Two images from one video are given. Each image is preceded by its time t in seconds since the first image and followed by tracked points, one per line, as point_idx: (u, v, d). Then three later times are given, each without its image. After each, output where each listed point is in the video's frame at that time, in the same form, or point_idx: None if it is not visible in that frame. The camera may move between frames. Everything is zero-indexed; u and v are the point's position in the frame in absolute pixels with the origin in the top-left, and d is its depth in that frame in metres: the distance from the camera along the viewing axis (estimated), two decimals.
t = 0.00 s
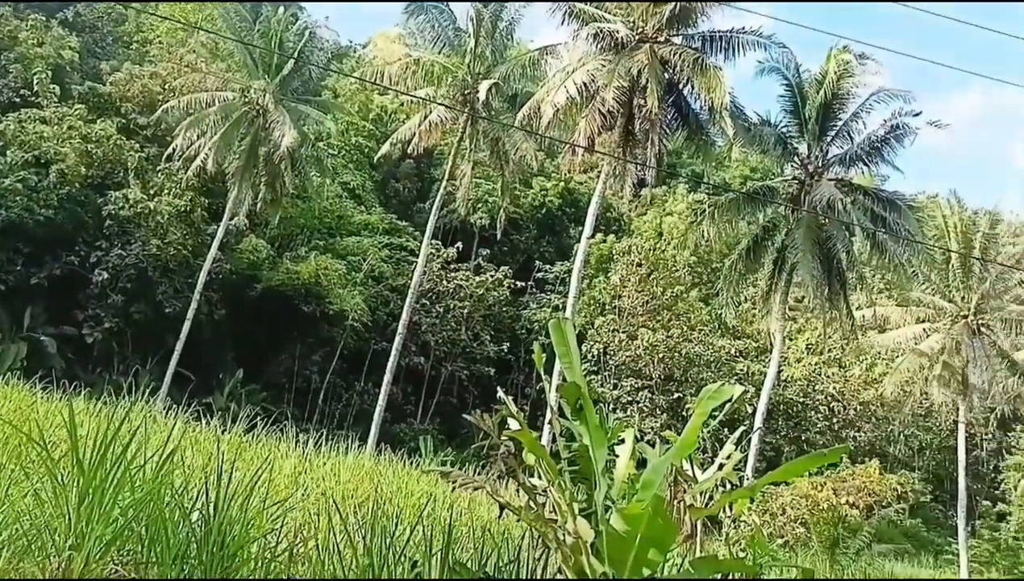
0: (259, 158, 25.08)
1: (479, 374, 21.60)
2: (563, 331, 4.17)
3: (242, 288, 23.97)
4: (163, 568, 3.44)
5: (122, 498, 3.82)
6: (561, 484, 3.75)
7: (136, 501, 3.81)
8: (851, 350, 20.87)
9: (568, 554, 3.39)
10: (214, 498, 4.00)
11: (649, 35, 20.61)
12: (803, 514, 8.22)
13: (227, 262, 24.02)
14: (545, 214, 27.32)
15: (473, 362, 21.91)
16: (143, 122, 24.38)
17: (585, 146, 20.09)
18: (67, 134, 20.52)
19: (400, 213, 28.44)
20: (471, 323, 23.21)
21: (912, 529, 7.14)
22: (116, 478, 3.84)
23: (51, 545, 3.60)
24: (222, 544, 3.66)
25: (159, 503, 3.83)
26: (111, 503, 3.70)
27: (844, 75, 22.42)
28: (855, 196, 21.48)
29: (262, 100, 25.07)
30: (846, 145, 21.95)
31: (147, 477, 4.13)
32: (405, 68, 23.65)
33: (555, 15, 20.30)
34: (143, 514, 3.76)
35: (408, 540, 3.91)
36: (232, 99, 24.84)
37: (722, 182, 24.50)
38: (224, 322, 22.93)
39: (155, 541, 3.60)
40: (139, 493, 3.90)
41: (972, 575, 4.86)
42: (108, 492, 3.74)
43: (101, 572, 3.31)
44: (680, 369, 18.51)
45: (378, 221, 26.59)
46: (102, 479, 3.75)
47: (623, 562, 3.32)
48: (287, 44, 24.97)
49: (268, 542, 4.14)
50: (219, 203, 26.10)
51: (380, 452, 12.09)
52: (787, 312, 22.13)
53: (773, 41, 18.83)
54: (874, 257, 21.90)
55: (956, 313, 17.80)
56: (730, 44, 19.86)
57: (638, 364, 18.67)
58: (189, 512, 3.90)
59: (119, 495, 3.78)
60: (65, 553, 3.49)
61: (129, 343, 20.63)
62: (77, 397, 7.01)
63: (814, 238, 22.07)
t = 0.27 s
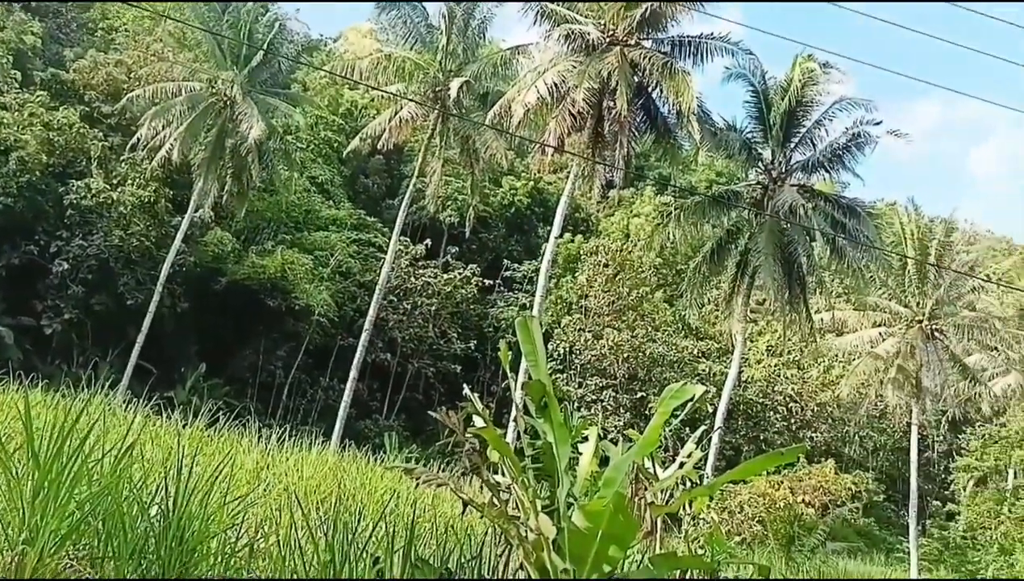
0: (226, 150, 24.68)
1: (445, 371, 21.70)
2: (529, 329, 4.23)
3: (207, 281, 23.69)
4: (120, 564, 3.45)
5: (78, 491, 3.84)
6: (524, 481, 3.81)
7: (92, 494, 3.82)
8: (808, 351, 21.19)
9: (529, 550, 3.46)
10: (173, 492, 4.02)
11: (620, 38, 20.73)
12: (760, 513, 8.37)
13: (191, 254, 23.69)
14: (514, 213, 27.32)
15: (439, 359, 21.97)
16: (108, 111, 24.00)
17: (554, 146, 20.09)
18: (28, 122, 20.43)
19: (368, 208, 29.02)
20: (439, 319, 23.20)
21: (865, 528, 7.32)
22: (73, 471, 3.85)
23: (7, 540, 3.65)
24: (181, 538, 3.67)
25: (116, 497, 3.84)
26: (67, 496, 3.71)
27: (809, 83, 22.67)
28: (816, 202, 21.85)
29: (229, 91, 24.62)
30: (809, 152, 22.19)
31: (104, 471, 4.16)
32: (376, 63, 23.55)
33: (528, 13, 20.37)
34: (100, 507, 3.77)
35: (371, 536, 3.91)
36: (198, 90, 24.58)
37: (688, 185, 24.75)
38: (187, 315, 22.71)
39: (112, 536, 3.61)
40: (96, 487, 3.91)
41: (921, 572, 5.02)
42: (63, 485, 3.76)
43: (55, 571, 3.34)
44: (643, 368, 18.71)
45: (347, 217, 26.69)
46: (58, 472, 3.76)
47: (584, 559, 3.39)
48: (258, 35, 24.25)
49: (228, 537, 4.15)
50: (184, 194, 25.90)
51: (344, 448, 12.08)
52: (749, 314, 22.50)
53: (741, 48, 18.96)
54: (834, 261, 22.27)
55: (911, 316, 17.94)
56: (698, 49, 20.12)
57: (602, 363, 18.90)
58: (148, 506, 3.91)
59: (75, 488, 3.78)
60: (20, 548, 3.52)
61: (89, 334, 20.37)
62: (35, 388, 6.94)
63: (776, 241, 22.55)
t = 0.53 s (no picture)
0: (192, 142, 24.40)
1: (412, 367, 22.12)
2: (496, 326, 4.26)
3: (170, 273, 23.39)
4: (76, 557, 3.47)
5: (35, 484, 3.85)
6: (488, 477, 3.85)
7: (49, 488, 3.82)
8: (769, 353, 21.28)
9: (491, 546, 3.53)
10: (133, 486, 4.02)
11: (592, 39, 20.89)
12: (720, 511, 8.51)
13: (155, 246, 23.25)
14: (483, 212, 27.34)
15: (407, 356, 22.37)
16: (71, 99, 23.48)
17: (525, 144, 20.12)
18: None
19: (336, 203, 29.08)
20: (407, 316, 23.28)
21: (819, 526, 7.50)
22: (29, 464, 3.87)
23: None
24: (141, 534, 3.69)
25: (75, 490, 3.85)
26: (23, 489, 3.72)
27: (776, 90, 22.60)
28: (781, 206, 22.34)
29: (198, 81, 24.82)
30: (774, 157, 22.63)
31: (63, 464, 4.18)
32: (347, 57, 23.43)
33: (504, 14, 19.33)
34: (58, 500, 3.78)
35: (333, 533, 3.92)
36: (163, 80, 23.35)
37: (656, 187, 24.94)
38: (150, 308, 22.41)
39: (69, 529, 3.63)
40: (53, 480, 3.92)
41: (874, 570, 5.14)
42: (20, 478, 3.76)
43: (11, 563, 3.36)
44: (608, 368, 18.84)
45: (314, 212, 26.91)
46: (14, 466, 3.76)
47: (546, 554, 3.43)
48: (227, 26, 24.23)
49: (188, 532, 4.14)
50: (148, 185, 25.71)
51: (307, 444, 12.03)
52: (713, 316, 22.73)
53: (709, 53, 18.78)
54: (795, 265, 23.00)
55: (868, 321, 18.56)
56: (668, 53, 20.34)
57: (568, 363, 18.93)
58: (107, 500, 3.92)
59: (31, 481, 3.79)
60: None
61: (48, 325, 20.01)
62: None
63: (740, 246, 22.79)
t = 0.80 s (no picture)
0: (158, 132, 24.34)
1: (378, 364, 21.00)
2: (463, 323, 4.31)
3: (134, 266, 23.01)
4: (32, 552, 3.51)
5: None
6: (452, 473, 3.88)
7: (6, 485, 3.92)
8: (732, 354, 21.41)
9: (455, 541, 3.56)
10: (93, 479, 4.01)
11: (563, 39, 20.94)
12: (681, 508, 8.64)
13: (119, 238, 22.98)
14: (452, 209, 27.29)
15: (374, 352, 21.61)
16: (33, 86, 23.06)
17: (495, 142, 20.40)
18: None
19: (305, 197, 28.62)
20: (374, 312, 23.15)
21: (779, 524, 7.64)
22: None
23: None
24: (100, 526, 3.67)
25: (32, 487, 3.89)
26: None
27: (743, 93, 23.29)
28: (746, 209, 22.32)
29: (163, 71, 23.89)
30: (741, 161, 22.89)
31: (21, 456, 4.22)
32: (316, 50, 23.35)
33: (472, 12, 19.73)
34: (16, 498, 3.84)
35: (294, 527, 3.90)
36: (130, 69, 24.02)
37: (625, 187, 25.12)
38: (114, 300, 22.13)
39: (27, 524, 3.69)
40: (11, 475, 4.00)
41: (829, 566, 5.26)
42: None
43: None
44: (574, 366, 18.90)
45: (282, 206, 26.43)
46: None
47: (507, 550, 3.49)
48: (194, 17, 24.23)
49: (149, 526, 4.10)
50: (112, 174, 25.28)
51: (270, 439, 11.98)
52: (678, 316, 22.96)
53: (681, 55, 19.09)
54: (760, 267, 23.21)
55: (829, 322, 19.82)
56: (639, 55, 20.43)
57: (534, 360, 18.91)
58: (66, 493, 3.94)
59: None
60: None
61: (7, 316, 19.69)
62: None
63: (706, 247, 23.02)
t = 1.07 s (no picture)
0: (122, 122, 23.43)
1: (345, 359, 21.56)
2: (430, 319, 4.34)
3: (97, 256, 22.81)
4: None
5: None
6: (417, 469, 3.92)
7: None
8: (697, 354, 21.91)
9: (419, 537, 3.61)
10: (51, 473, 4.03)
11: (535, 38, 20.99)
12: (644, 505, 8.80)
13: (81, 228, 22.40)
14: (422, 205, 27.39)
15: (341, 347, 21.88)
16: None
17: (466, 140, 20.61)
18: None
19: (273, 190, 28.73)
20: (341, 307, 23.09)
21: (738, 521, 7.80)
22: None
23: None
24: (58, 520, 3.72)
25: None
26: None
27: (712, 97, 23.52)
28: (712, 212, 23.06)
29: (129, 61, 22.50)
30: (708, 164, 23.15)
31: None
32: (286, 42, 23.17)
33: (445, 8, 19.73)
34: None
35: (257, 521, 3.90)
36: (96, 57, 22.58)
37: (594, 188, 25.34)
38: (75, 290, 21.83)
39: None
40: None
41: (787, 561, 5.39)
42: None
43: None
44: (541, 364, 19.11)
45: (249, 199, 26.41)
46: None
47: (471, 546, 3.54)
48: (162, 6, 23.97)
49: (109, 518, 4.11)
50: (76, 164, 24.93)
51: (236, 433, 11.96)
52: (644, 316, 23.17)
53: (651, 58, 18.69)
54: (725, 269, 23.43)
55: (791, 325, 20.42)
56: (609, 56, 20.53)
57: (502, 357, 19.29)
58: (24, 487, 3.97)
59: None
60: None
61: None
62: None
63: (672, 248, 23.28)
